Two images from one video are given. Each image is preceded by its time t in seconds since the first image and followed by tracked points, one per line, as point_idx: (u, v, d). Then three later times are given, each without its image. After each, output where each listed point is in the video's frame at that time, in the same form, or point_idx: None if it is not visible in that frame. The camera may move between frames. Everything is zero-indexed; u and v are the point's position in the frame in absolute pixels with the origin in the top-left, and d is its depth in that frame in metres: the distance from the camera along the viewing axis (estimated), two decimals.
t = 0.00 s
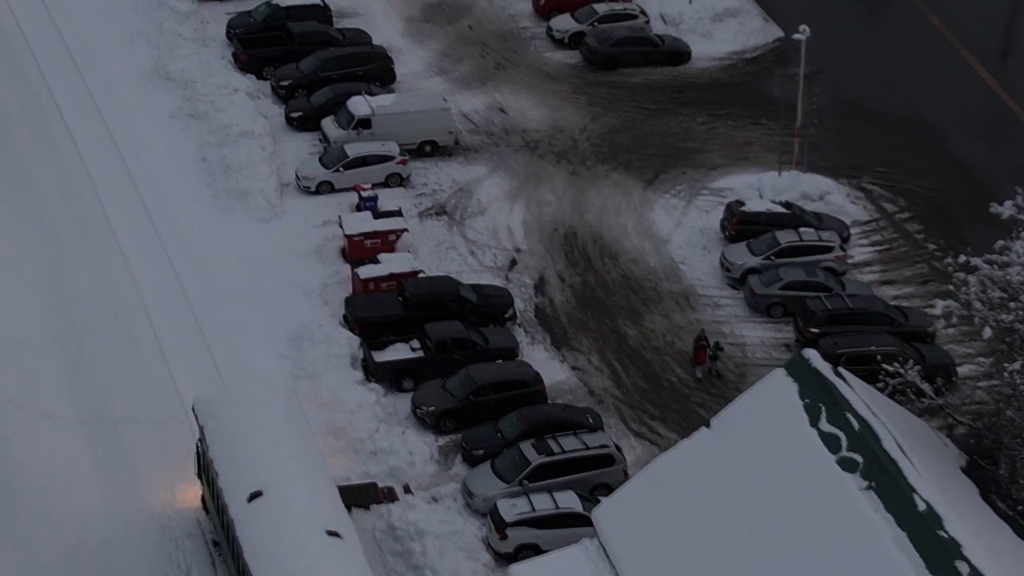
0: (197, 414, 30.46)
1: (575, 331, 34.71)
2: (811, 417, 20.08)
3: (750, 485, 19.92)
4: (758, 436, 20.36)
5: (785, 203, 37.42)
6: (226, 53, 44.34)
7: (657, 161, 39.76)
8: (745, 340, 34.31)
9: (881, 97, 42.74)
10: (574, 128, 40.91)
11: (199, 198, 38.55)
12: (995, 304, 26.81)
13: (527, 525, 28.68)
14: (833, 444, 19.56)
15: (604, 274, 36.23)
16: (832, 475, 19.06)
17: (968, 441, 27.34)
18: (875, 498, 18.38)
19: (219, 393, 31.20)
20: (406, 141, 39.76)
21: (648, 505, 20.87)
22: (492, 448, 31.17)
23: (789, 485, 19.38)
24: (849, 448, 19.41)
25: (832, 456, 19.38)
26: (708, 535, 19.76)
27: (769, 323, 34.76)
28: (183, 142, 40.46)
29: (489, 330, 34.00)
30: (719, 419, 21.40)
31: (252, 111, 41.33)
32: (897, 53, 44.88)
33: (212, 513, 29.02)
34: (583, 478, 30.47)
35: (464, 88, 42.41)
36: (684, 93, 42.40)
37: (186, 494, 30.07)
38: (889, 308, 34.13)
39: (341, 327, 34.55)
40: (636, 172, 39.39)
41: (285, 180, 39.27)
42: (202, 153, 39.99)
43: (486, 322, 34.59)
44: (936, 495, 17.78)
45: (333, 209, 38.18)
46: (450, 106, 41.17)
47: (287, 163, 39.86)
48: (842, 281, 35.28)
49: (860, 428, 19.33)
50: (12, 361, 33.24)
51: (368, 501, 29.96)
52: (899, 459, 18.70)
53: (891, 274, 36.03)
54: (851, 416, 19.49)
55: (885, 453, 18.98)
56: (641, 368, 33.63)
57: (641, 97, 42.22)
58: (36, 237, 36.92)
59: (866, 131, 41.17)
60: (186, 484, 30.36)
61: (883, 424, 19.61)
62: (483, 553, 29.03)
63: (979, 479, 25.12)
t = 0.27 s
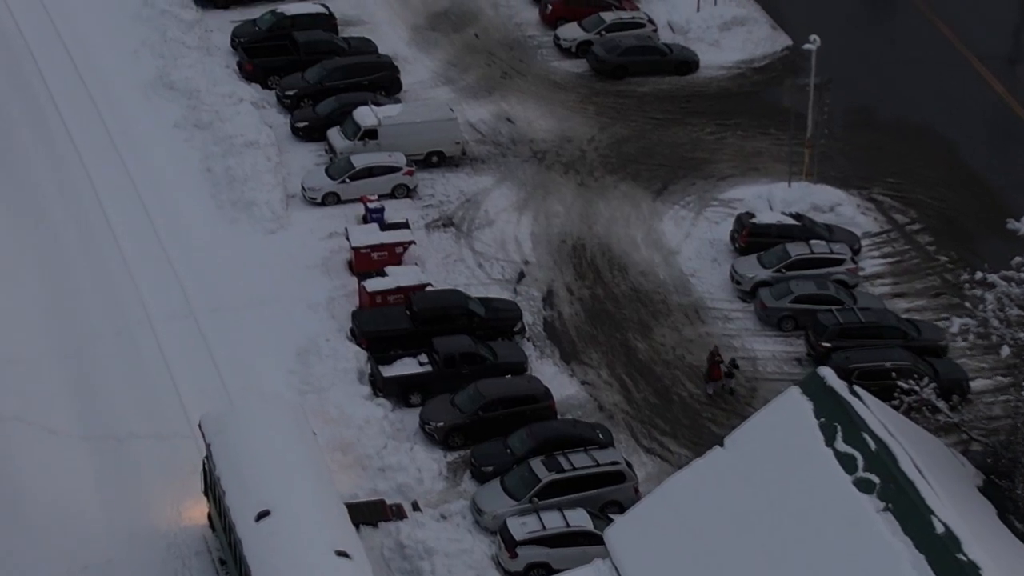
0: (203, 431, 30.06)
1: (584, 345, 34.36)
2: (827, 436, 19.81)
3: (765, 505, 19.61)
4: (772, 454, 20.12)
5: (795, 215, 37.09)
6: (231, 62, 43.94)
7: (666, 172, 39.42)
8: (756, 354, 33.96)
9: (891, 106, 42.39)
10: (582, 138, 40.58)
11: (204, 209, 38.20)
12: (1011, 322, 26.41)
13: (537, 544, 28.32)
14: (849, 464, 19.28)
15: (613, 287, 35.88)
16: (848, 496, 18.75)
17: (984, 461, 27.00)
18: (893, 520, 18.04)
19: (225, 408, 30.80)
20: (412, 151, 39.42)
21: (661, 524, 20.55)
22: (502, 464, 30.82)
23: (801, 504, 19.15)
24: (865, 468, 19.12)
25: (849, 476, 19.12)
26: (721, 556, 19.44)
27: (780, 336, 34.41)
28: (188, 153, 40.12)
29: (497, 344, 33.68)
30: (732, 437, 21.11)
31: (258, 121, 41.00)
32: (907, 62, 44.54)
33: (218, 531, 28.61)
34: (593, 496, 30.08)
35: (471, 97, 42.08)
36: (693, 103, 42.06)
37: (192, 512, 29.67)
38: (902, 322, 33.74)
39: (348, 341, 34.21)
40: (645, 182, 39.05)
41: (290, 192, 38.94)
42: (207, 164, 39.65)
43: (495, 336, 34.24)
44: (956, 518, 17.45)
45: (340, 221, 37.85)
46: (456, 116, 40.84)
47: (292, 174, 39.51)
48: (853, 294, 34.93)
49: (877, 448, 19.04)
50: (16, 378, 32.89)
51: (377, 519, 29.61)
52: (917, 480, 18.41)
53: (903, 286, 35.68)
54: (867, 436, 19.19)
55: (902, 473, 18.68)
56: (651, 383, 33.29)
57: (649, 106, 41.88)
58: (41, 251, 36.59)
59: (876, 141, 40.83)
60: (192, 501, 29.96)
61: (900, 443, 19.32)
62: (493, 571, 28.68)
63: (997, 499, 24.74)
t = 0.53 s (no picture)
0: (209, 448, 29.67)
1: (593, 359, 34.04)
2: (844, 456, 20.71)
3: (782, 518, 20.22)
4: (786, 469, 20.92)
5: (804, 227, 36.78)
6: (235, 70, 43.56)
7: (674, 183, 39.10)
8: (766, 368, 33.65)
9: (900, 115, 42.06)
10: (589, 148, 40.27)
11: (208, 221, 37.89)
12: None
13: (548, 562, 27.93)
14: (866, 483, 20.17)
15: (622, 299, 35.57)
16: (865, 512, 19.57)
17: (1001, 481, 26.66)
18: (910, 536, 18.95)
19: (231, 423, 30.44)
20: (419, 162, 39.09)
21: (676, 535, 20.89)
22: (511, 481, 30.43)
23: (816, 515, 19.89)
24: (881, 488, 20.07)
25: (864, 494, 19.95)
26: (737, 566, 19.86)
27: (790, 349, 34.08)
28: (192, 164, 39.79)
29: (506, 359, 33.37)
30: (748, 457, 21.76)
31: (262, 131, 40.67)
32: (916, 69, 44.20)
33: (225, 549, 28.21)
34: (603, 513, 29.69)
35: (477, 107, 41.77)
36: (701, 112, 41.75)
37: (198, 529, 29.25)
38: (913, 336, 33.43)
39: (355, 355, 33.88)
40: (653, 193, 38.73)
41: (296, 203, 38.61)
42: (211, 174, 39.32)
43: (503, 350, 33.90)
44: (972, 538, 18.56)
45: (345, 233, 37.52)
46: (463, 126, 40.52)
47: (298, 185, 39.19)
48: (864, 307, 34.61)
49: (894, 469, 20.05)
50: (20, 393, 32.55)
51: (385, 536, 29.09)
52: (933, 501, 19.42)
53: (914, 299, 35.35)
54: (885, 458, 20.22)
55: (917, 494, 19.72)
56: (661, 398, 32.96)
57: (656, 116, 41.57)
58: (45, 264, 36.29)
59: (886, 150, 40.51)
60: (197, 518, 29.55)
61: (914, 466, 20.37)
62: None
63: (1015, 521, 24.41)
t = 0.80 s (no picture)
0: (214, 466, 29.25)
1: (602, 373, 33.68)
2: (859, 477, 19.45)
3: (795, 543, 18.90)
4: (801, 487, 19.70)
5: (814, 239, 36.44)
6: (238, 80, 43.22)
7: (683, 194, 38.76)
8: (777, 383, 33.29)
9: (909, 125, 41.70)
10: (596, 159, 39.94)
11: (212, 233, 37.56)
12: None
13: None
14: (882, 506, 18.87)
15: (630, 313, 35.24)
16: (880, 538, 18.26)
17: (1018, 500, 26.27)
18: (927, 564, 17.66)
19: (236, 439, 30.06)
20: (425, 173, 38.76)
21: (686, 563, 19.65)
22: (520, 498, 30.00)
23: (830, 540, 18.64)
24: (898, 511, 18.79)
25: (880, 517, 18.69)
26: None
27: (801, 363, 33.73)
28: (196, 175, 39.47)
29: (514, 374, 33.02)
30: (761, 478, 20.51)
31: (267, 141, 40.35)
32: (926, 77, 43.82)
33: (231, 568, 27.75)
34: (613, 531, 29.24)
35: (483, 117, 41.45)
36: (708, 122, 41.42)
37: (203, 547, 28.78)
38: (925, 350, 33.06)
39: (361, 369, 33.52)
40: (661, 205, 38.39)
41: (301, 215, 38.27)
42: (216, 186, 39.00)
43: (511, 364, 33.56)
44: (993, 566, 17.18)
45: (351, 245, 37.19)
46: (469, 137, 40.19)
47: (302, 196, 38.85)
48: (876, 321, 34.26)
49: (911, 489, 18.79)
50: (23, 409, 32.22)
51: (392, 554, 28.60)
52: (952, 525, 18.12)
53: (926, 312, 34.98)
54: (900, 478, 19.02)
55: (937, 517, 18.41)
56: (671, 413, 32.62)
57: (664, 126, 41.24)
58: (48, 278, 36.01)
59: (895, 161, 40.16)
60: (202, 536, 29.08)
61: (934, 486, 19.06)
62: None
63: None
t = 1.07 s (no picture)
0: (221, 484, 28.81)
1: (610, 388, 33.36)
2: (874, 496, 18.92)
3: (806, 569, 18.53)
4: (812, 507, 19.26)
5: (823, 251, 36.11)
6: (242, 89, 42.87)
7: (690, 205, 38.44)
8: (787, 398, 32.96)
9: (918, 135, 41.37)
10: (603, 169, 39.63)
11: (216, 245, 37.23)
12: None
13: None
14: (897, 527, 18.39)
15: (638, 326, 34.93)
16: (893, 565, 17.81)
17: None
18: None
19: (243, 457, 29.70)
20: (430, 184, 38.43)
21: None
22: (528, 515, 29.56)
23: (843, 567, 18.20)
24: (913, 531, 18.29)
25: (896, 540, 18.21)
26: None
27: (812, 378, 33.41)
28: (199, 186, 39.13)
29: (522, 388, 32.68)
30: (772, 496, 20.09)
31: (270, 152, 40.01)
32: (934, 86, 43.48)
33: None
34: (623, 550, 28.76)
35: (488, 127, 41.13)
36: (715, 132, 41.11)
37: (209, 566, 28.32)
38: (937, 364, 32.71)
39: (367, 384, 33.18)
40: (669, 216, 38.07)
41: (305, 226, 37.94)
42: (219, 198, 38.66)
43: (519, 379, 33.22)
44: None
45: (356, 257, 36.86)
46: (475, 148, 39.86)
47: (307, 208, 38.51)
48: (887, 334, 33.93)
49: (927, 509, 18.23)
50: (26, 425, 31.89)
51: (400, 572, 28.15)
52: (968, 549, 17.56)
53: (937, 325, 34.66)
54: (915, 498, 18.41)
55: (952, 538, 17.87)
56: (680, 429, 32.29)
57: (671, 136, 40.93)
58: (52, 293, 35.71)
59: (904, 171, 39.86)
60: (208, 554, 28.62)
61: (950, 502, 18.44)
62: None
63: None
